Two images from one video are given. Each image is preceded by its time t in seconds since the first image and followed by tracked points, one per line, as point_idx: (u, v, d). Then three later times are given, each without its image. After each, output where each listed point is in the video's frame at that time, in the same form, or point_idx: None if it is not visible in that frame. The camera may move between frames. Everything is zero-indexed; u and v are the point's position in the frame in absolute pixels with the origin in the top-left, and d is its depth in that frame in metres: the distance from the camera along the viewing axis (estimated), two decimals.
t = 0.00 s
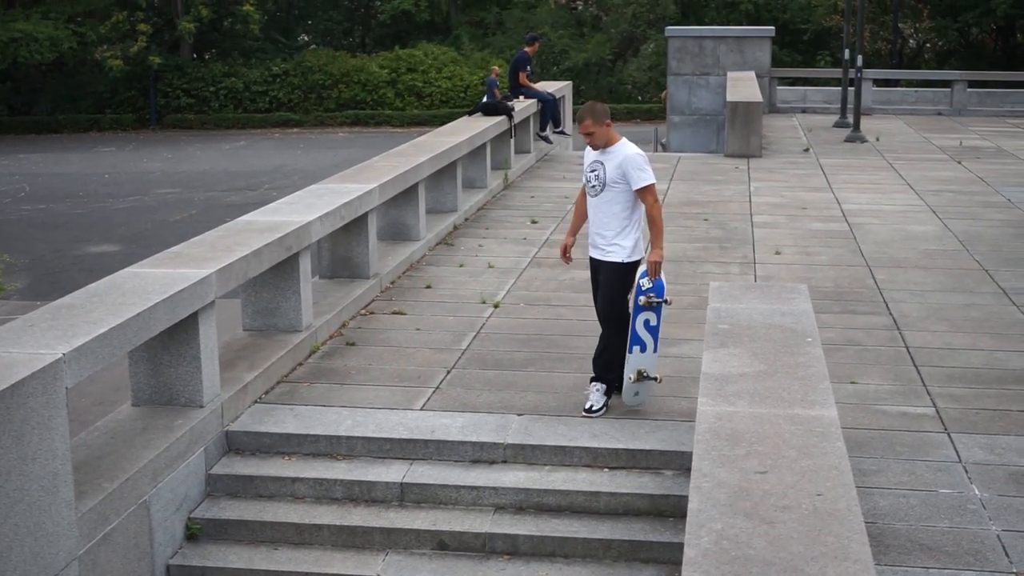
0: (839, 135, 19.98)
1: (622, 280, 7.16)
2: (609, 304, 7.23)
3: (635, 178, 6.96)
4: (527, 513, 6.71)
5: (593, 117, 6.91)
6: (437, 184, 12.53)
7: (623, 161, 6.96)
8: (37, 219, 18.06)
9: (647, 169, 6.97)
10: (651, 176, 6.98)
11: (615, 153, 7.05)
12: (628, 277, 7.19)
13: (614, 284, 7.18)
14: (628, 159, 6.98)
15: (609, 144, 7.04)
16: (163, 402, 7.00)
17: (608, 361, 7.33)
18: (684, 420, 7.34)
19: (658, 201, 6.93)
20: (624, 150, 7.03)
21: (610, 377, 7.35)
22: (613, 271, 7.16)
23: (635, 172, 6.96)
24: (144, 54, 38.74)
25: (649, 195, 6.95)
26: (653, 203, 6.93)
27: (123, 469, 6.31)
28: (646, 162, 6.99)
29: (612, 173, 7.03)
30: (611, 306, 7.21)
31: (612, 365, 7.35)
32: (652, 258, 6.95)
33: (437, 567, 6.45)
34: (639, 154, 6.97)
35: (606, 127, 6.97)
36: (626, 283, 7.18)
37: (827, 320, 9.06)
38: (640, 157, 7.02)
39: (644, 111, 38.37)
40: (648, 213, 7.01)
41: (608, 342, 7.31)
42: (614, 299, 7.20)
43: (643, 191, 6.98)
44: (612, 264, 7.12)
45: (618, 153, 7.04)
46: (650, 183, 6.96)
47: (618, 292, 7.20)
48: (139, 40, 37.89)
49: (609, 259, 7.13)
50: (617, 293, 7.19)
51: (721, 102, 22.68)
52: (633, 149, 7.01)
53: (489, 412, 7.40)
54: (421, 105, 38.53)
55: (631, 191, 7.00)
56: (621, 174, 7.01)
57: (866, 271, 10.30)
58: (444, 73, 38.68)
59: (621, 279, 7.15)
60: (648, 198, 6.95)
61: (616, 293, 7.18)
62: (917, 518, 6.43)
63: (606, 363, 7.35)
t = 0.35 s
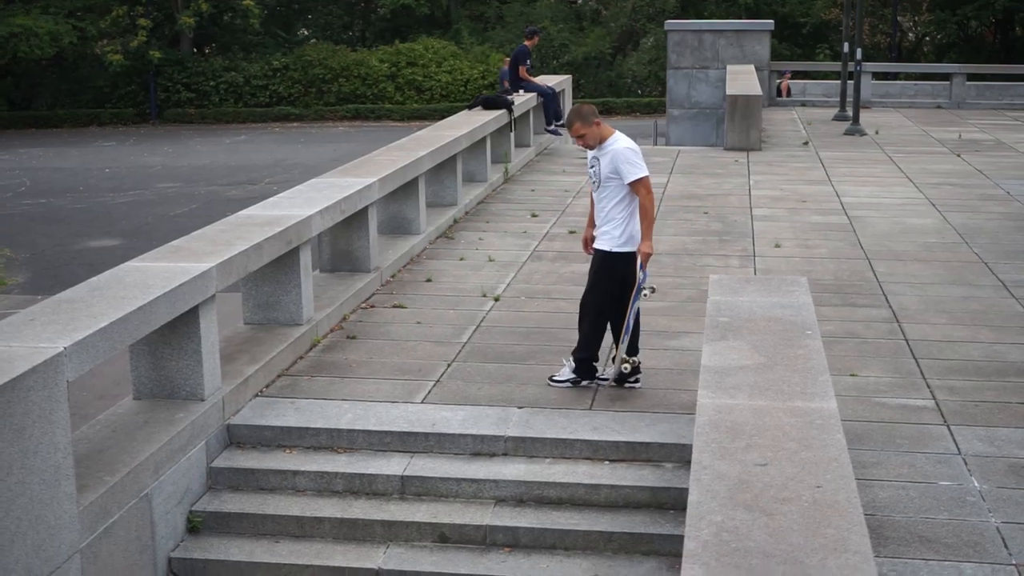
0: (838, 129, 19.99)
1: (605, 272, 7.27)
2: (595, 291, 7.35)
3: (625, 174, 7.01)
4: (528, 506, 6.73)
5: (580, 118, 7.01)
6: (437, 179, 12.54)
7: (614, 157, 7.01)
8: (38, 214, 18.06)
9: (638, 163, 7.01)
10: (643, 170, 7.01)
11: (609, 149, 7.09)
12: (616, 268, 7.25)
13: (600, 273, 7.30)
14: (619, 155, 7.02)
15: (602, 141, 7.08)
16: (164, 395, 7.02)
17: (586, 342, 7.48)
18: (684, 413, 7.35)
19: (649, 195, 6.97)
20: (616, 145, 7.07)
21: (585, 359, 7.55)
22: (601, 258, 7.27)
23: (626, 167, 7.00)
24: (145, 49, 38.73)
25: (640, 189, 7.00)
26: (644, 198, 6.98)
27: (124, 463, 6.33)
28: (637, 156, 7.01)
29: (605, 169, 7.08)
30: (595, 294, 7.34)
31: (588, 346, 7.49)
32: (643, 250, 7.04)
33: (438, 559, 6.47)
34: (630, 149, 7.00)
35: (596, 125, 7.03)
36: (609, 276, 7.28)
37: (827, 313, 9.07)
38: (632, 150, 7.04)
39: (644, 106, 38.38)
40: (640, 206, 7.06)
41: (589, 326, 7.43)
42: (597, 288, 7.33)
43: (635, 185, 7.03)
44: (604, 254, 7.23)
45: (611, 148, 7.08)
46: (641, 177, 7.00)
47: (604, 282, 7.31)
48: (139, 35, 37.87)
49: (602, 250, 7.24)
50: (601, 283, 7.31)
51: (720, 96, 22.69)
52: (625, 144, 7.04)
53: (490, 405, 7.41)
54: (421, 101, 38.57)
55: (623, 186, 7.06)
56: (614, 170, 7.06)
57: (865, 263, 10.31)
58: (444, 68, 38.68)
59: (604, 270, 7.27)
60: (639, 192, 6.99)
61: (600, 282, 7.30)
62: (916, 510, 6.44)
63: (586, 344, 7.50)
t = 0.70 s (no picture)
0: (838, 121, 20.08)
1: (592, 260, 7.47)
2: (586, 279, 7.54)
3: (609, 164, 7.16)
4: (532, 492, 6.84)
5: (571, 107, 7.18)
6: (442, 171, 12.65)
7: (599, 148, 7.17)
8: (46, 206, 18.16)
9: (621, 155, 7.14)
10: (627, 162, 7.14)
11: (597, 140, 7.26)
12: (602, 258, 7.44)
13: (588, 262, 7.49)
14: (605, 146, 7.17)
15: (592, 132, 7.25)
16: (174, 384, 7.13)
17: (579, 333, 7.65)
18: (685, 400, 7.46)
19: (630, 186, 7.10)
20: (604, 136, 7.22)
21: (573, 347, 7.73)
22: (589, 248, 7.46)
23: (609, 158, 7.16)
24: (154, 42, 38.80)
25: (622, 180, 7.14)
26: (625, 188, 7.12)
27: (135, 451, 6.44)
28: (622, 147, 7.15)
29: (592, 160, 7.25)
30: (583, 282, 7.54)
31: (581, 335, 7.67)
32: (623, 241, 7.19)
33: (444, 545, 6.58)
34: (615, 140, 7.14)
35: (585, 116, 7.19)
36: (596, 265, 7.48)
37: (827, 301, 9.18)
38: (618, 141, 7.19)
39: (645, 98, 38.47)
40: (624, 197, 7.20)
41: (580, 315, 7.61)
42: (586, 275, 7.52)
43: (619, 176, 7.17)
44: (592, 243, 7.42)
45: (599, 139, 7.24)
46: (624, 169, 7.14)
47: (592, 271, 7.49)
48: (149, 30, 37.93)
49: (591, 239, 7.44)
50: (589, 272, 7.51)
51: (721, 88, 22.79)
52: (611, 135, 7.19)
53: (495, 393, 7.52)
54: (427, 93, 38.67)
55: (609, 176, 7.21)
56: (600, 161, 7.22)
57: (865, 253, 10.41)
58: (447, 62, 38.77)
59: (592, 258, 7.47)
60: (621, 183, 7.14)
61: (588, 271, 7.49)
62: (915, 496, 6.54)
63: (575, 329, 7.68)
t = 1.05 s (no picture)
0: (842, 113, 20.14)
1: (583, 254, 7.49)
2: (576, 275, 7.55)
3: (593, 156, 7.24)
4: (541, 479, 6.91)
5: (556, 99, 7.27)
6: (450, 162, 12.72)
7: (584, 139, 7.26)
8: (58, 197, 18.25)
9: (605, 147, 7.23)
10: (610, 153, 7.24)
11: (580, 132, 7.34)
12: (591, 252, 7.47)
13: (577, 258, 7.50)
14: (589, 138, 7.27)
15: (575, 124, 7.33)
16: (187, 371, 7.22)
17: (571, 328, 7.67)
18: (691, 387, 7.53)
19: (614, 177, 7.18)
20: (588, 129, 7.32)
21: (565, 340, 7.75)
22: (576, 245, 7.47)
23: (593, 150, 7.25)
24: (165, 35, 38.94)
25: (606, 171, 7.22)
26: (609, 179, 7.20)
27: (148, 438, 6.52)
28: (605, 140, 7.24)
29: (576, 152, 7.34)
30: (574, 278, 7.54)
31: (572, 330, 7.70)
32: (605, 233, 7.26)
33: (453, 531, 6.66)
34: (598, 132, 7.24)
35: (570, 108, 7.28)
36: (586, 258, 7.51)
37: (833, 291, 9.24)
38: (601, 134, 7.28)
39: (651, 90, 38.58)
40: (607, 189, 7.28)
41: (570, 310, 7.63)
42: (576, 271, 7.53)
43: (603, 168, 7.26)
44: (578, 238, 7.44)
45: (582, 132, 7.33)
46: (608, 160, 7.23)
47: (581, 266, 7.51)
48: (160, 23, 38.00)
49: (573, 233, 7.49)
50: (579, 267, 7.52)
51: (727, 80, 22.86)
52: (594, 127, 7.28)
53: (504, 382, 7.60)
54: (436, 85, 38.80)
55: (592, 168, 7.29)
56: (584, 153, 7.31)
57: (869, 244, 10.48)
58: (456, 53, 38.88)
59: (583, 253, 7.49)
60: (605, 174, 7.22)
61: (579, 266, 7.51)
62: (920, 484, 6.62)
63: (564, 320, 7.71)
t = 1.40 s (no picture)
0: (861, 101, 20.20)
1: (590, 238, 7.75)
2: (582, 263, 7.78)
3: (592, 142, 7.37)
4: (566, 461, 7.04)
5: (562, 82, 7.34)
6: (476, 149, 12.86)
7: (584, 124, 7.36)
8: (91, 185, 18.47)
9: (603, 134, 7.35)
10: (607, 140, 7.35)
11: (580, 117, 7.45)
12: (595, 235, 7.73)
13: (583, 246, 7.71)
14: (588, 123, 7.37)
15: (576, 108, 7.43)
16: (220, 355, 7.38)
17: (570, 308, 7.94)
18: (714, 371, 7.65)
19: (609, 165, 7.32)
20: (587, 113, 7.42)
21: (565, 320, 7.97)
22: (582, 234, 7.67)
23: (593, 136, 7.36)
24: (197, 26, 39.23)
25: (603, 158, 7.35)
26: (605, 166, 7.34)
27: (183, 420, 6.67)
28: (604, 126, 7.35)
29: (576, 136, 7.45)
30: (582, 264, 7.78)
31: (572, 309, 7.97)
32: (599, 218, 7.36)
33: (480, 512, 6.79)
34: (597, 118, 7.34)
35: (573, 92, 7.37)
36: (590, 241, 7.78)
37: (853, 277, 9.35)
38: (601, 120, 7.38)
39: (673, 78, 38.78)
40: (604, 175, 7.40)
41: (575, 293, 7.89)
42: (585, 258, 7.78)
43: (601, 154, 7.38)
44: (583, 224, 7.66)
45: (582, 116, 7.43)
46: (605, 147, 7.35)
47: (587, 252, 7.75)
48: (191, 13, 38.35)
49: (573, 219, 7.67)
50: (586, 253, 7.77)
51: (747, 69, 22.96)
52: (592, 113, 7.38)
53: (529, 366, 7.73)
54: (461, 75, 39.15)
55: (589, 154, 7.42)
56: (583, 138, 7.43)
57: (889, 230, 10.57)
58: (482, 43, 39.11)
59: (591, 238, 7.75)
60: (601, 161, 7.35)
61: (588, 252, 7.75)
62: (940, 467, 6.72)
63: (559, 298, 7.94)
